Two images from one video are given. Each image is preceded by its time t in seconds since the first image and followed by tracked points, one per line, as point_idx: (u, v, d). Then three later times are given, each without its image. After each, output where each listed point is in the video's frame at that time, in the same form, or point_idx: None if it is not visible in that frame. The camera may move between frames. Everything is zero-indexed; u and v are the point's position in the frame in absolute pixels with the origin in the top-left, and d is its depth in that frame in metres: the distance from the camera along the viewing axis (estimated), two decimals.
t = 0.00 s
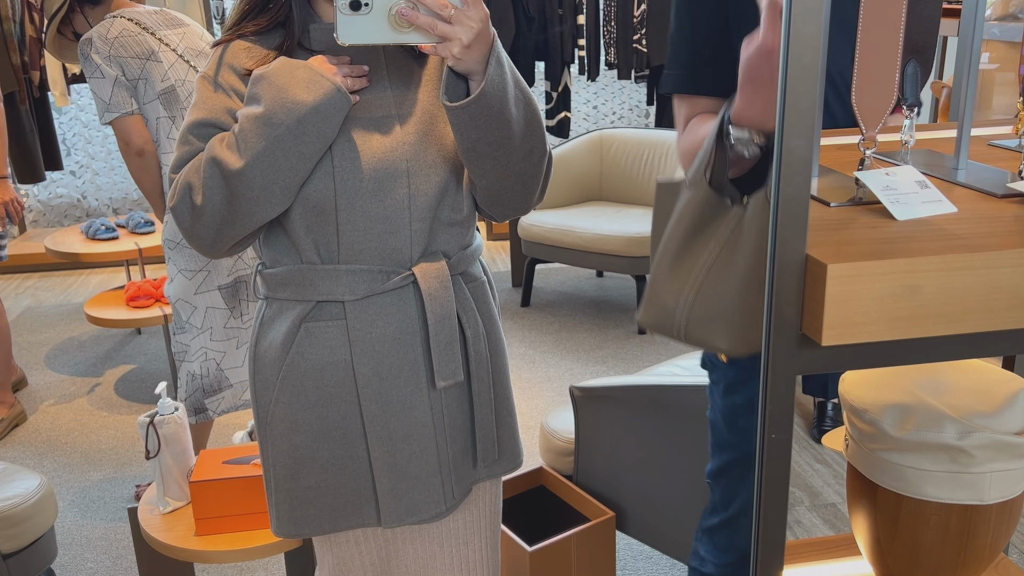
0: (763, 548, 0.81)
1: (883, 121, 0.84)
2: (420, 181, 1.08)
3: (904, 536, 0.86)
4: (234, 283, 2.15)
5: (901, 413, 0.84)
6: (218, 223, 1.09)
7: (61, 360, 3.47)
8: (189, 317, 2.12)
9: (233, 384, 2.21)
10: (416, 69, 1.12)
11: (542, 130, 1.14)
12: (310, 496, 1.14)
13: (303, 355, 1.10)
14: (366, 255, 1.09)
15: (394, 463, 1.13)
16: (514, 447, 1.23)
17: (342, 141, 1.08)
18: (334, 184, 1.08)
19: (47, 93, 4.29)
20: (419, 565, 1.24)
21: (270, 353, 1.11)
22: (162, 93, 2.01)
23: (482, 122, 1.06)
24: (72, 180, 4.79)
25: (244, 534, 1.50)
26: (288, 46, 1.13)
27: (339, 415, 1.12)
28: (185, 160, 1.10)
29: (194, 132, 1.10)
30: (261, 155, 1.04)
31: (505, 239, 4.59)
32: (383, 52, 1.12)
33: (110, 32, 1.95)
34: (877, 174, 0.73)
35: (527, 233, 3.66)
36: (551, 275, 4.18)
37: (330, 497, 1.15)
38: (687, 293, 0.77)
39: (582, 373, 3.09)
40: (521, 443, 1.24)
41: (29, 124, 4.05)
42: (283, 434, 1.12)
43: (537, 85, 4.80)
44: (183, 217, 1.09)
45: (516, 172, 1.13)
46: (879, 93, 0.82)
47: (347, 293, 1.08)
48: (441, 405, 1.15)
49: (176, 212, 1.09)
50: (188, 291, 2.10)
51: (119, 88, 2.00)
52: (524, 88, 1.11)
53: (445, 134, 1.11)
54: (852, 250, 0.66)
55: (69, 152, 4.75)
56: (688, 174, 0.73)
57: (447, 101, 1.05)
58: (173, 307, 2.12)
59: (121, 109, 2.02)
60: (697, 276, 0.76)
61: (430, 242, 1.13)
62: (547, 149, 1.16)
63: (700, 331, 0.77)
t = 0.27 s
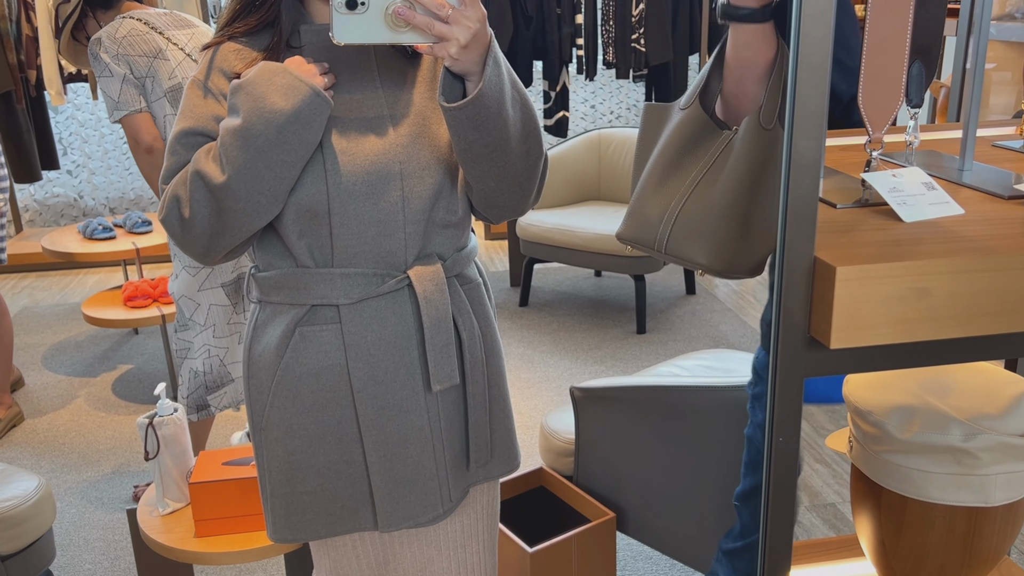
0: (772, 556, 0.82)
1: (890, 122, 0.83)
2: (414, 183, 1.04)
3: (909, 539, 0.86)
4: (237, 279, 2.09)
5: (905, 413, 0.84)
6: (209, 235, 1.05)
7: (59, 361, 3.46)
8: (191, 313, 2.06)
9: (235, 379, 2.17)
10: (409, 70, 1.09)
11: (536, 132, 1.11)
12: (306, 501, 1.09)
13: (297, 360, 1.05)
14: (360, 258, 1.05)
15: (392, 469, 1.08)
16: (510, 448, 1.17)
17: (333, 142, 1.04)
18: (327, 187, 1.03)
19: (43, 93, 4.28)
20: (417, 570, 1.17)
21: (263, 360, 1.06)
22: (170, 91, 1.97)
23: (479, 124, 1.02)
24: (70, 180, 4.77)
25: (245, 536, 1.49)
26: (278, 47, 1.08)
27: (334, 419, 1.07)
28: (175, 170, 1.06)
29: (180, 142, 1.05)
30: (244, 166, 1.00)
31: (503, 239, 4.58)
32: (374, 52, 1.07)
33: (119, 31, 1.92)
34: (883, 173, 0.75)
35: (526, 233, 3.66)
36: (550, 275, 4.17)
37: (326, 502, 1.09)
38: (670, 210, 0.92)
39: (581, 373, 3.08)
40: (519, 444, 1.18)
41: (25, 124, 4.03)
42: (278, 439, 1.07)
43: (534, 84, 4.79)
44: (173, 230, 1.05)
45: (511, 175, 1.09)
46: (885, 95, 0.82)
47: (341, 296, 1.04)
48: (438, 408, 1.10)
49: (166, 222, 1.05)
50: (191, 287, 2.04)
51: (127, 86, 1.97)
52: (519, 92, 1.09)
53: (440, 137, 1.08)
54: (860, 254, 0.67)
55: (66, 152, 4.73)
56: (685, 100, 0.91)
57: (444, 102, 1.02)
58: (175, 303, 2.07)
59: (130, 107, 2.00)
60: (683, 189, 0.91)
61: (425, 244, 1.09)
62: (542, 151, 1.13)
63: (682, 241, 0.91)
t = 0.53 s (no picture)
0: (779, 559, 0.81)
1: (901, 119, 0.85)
2: (412, 182, 1.01)
3: (917, 539, 0.85)
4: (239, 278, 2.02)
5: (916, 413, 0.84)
6: (202, 239, 1.02)
7: (57, 359, 3.45)
8: (194, 309, 2.04)
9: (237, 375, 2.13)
10: (406, 68, 1.05)
11: (536, 130, 1.08)
12: (304, 503, 1.06)
13: (294, 362, 1.02)
14: (358, 258, 1.02)
15: (390, 472, 1.06)
16: (509, 450, 1.16)
17: (328, 139, 1.01)
18: (323, 185, 1.00)
19: (40, 90, 4.26)
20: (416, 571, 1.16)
21: (260, 364, 1.03)
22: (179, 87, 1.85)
23: (478, 125, 1.00)
24: (67, 178, 4.76)
25: (246, 535, 1.48)
26: (274, 44, 1.04)
27: (332, 422, 1.04)
28: (167, 173, 1.02)
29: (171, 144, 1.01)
30: (232, 173, 0.96)
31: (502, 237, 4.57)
32: (371, 51, 1.04)
33: (125, 27, 1.82)
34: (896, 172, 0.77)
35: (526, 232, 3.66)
36: (549, 273, 4.16)
37: (324, 504, 1.07)
38: (721, 245, 0.84)
39: (581, 373, 3.07)
40: (519, 445, 1.17)
41: (22, 121, 4.01)
42: (275, 442, 1.05)
43: (532, 82, 4.78)
44: (165, 233, 1.02)
45: (511, 175, 1.07)
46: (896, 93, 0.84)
47: (339, 298, 1.01)
48: (437, 410, 1.08)
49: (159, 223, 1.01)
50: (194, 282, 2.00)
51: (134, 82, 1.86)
52: (518, 90, 1.06)
53: (439, 137, 1.05)
54: (874, 251, 0.68)
55: (64, 150, 4.71)
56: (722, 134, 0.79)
57: (443, 102, 0.99)
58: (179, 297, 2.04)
59: (136, 103, 1.89)
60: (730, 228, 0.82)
61: (423, 244, 1.06)
62: (541, 150, 1.09)
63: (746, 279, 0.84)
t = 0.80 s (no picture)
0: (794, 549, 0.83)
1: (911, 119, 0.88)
2: (411, 182, 1.00)
3: (924, 540, 0.85)
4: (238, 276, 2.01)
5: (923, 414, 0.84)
6: (198, 240, 1.02)
7: (55, 358, 3.44)
8: (193, 308, 2.02)
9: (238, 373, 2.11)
10: (405, 67, 1.05)
11: (538, 130, 1.07)
12: (303, 507, 1.06)
13: (292, 366, 1.01)
14: (357, 259, 1.01)
15: (390, 475, 1.05)
16: (510, 453, 1.15)
17: (327, 139, 1.00)
18: (322, 186, 0.99)
19: (38, 88, 4.24)
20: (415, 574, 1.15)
21: (258, 367, 1.02)
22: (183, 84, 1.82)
23: (479, 125, 0.99)
24: (65, 176, 4.74)
25: (246, 535, 1.48)
26: (271, 44, 1.03)
27: (330, 424, 1.03)
28: (162, 173, 1.01)
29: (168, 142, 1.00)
30: (232, 173, 0.95)
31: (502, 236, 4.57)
32: (370, 51, 1.04)
33: (131, 23, 1.80)
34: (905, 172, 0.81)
35: (526, 230, 3.64)
36: (549, 272, 4.16)
37: (323, 508, 1.06)
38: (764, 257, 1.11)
39: (581, 371, 3.07)
40: (518, 447, 1.16)
41: (20, 119, 4.00)
42: (274, 446, 1.04)
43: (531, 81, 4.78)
44: (161, 234, 1.02)
45: (512, 175, 1.06)
46: (908, 92, 0.86)
47: (337, 299, 1.01)
48: (436, 413, 1.07)
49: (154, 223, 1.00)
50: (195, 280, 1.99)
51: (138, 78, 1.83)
52: (518, 89, 1.05)
53: (439, 136, 1.04)
54: (889, 252, 0.72)
55: (61, 148, 4.69)
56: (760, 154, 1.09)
57: (442, 101, 0.99)
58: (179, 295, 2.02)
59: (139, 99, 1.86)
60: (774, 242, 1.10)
61: (423, 245, 1.05)
62: (543, 150, 1.08)
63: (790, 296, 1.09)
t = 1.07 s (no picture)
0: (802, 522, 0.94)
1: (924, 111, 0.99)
2: (411, 182, 1.00)
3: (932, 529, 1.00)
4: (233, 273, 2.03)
5: (929, 414, 0.98)
6: (195, 240, 1.01)
7: (54, 356, 3.43)
8: (189, 304, 2.03)
9: (228, 373, 2.12)
10: (405, 65, 1.04)
11: (539, 129, 1.06)
12: (303, 509, 1.05)
13: (290, 367, 1.01)
14: (356, 259, 1.01)
15: (390, 476, 1.05)
16: (510, 454, 1.14)
17: (326, 139, 0.99)
18: (321, 186, 0.98)
19: (36, 86, 4.24)
20: None
21: (256, 368, 1.02)
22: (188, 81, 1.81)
23: (477, 125, 0.99)
24: (63, 174, 4.73)
25: (247, 534, 1.47)
26: (270, 43, 1.03)
27: (330, 425, 1.03)
28: (160, 174, 1.01)
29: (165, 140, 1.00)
30: (222, 174, 0.94)
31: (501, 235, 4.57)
32: (369, 49, 1.04)
33: (133, 19, 1.79)
34: (915, 170, 0.93)
35: (525, 228, 3.64)
36: (548, 271, 4.16)
37: (323, 509, 1.06)
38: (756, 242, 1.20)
39: (581, 369, 3.07)
40: (519, 448, 1.16)
41: (19, 117, 4.00)
42: (273, 446, 1.03)
43: (530, 80, 4.78)
44: (158, 234, 1.01)
45: (512, 173, 1.05)
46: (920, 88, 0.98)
47: (336, 299, 1.00)
48: (436, 413, 1.06)
49: (150, 223, 1.00)
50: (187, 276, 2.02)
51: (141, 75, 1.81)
52: (517, 86, 1.04)
53: (438, 135, 1.03)
54: (901, 250, 0.83)
55: (60, 146, 4.69)
56: (766, 147, 1.20)
57: (441, 100, 0.98)
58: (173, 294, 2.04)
59: (141, 97, 1.84)
60: (761, 228, 1.19)
61: (422, 245, 1.05)
62: (543, 148, 1.07)
63: (760, 279, 1.19)
